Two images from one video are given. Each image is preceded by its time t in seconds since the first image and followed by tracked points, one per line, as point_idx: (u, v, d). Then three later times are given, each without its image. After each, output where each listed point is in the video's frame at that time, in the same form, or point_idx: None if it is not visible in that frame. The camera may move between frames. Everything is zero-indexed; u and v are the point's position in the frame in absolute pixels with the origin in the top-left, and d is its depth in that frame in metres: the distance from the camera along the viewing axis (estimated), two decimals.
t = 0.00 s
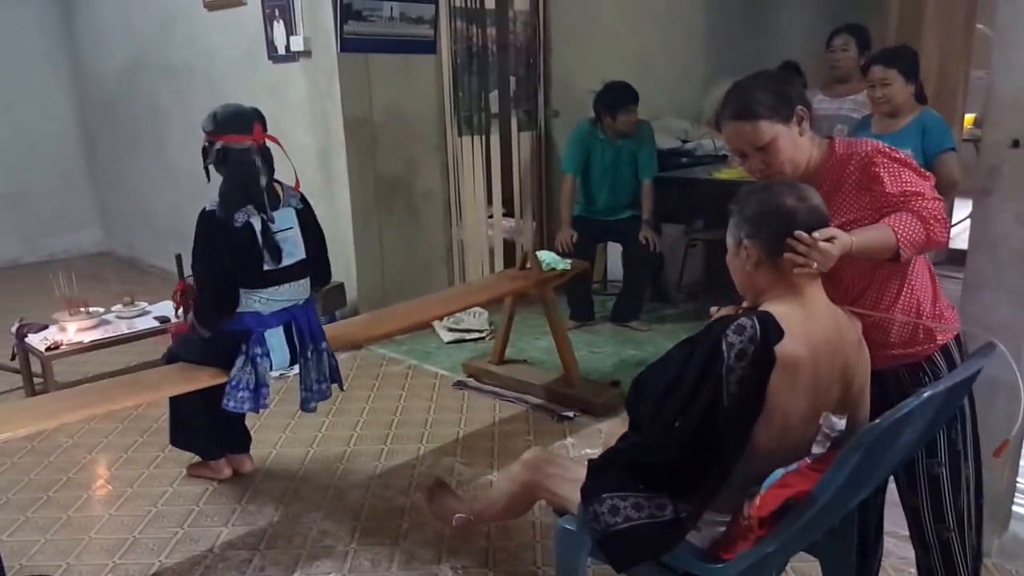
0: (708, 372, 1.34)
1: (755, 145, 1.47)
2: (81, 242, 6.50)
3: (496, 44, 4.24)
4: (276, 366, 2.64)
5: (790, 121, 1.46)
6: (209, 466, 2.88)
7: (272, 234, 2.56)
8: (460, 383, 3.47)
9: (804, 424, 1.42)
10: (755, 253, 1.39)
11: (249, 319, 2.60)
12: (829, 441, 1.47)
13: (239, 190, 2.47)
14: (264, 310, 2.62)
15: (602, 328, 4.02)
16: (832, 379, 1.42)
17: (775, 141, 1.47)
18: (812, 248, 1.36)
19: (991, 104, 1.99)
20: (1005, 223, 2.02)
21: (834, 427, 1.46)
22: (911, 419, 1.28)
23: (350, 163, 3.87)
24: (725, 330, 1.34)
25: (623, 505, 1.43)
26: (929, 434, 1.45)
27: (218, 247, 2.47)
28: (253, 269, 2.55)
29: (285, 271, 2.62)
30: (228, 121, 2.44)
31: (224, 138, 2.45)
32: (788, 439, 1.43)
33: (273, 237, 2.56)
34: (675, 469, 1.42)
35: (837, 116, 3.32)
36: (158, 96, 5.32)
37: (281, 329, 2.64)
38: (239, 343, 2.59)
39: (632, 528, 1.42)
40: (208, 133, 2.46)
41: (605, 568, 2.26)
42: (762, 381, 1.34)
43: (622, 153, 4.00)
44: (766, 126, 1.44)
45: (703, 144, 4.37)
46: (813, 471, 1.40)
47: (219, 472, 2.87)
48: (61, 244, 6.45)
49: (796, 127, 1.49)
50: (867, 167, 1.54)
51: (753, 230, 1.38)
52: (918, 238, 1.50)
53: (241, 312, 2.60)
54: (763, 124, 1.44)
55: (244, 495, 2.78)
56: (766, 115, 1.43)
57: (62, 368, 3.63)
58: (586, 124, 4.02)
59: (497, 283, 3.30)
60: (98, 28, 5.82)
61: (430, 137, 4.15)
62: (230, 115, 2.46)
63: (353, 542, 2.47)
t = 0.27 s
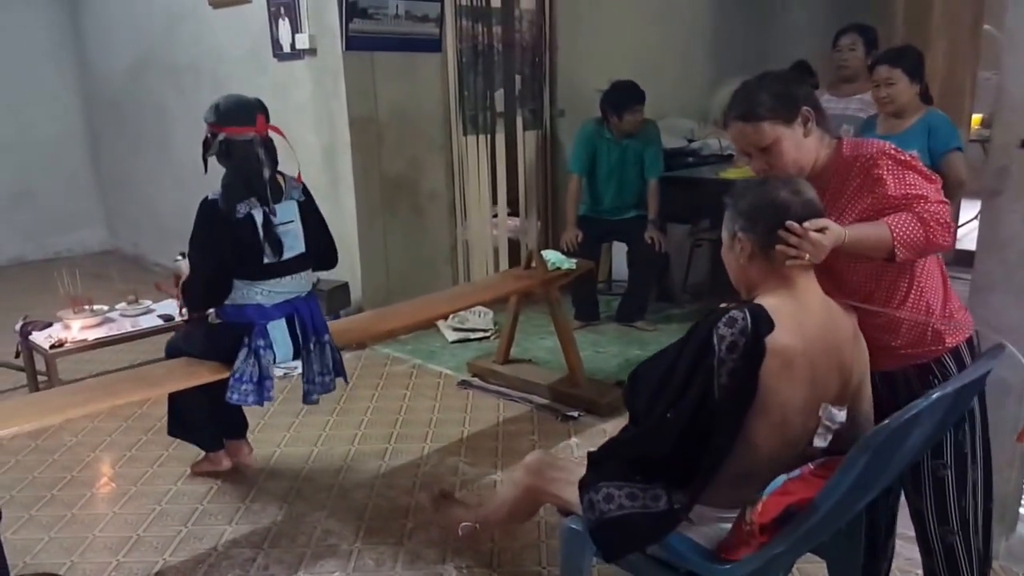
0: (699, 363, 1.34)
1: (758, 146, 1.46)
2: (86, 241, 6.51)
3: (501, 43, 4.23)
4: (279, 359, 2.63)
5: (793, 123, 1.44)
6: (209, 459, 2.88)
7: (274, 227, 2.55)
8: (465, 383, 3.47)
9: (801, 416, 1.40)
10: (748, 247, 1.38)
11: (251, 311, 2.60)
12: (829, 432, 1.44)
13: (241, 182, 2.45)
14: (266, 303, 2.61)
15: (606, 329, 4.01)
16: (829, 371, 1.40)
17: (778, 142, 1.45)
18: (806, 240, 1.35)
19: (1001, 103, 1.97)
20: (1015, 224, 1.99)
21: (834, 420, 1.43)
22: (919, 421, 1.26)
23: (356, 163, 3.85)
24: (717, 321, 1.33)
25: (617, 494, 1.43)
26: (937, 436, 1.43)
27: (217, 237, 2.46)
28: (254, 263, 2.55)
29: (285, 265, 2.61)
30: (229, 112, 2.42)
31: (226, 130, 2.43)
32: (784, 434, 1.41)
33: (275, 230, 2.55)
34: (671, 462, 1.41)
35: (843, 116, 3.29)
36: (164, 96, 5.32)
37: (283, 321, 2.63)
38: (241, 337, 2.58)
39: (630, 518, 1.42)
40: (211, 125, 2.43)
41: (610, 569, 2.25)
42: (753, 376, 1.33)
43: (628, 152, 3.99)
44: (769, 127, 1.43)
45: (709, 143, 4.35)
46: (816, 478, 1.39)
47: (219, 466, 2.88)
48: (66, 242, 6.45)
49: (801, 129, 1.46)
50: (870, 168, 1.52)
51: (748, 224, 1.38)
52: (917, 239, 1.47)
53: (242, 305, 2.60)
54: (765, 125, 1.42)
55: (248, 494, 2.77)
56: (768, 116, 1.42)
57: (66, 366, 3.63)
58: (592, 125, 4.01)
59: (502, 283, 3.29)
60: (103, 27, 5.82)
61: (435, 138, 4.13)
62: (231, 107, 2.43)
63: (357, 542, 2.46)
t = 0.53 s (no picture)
0: (691, 355, 1.35)
1: (758, 141, 1.45)
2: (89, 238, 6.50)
3: (505, 41, 4.22)
4: (284, 363, 2.63)
5: (794, 121, 1.43)
6: (215, 463, 2.87)
7: (280, 228, 2.54)
8: (468, 381, 3.46)
9: (798, 408, 1.39)
10: (744, 240, 1.39)
11: (257, 315, 2.59)
12: (832, 425, 1.50)
13: (243, 187, 2.43)
14: (272, 306, 2.61)
15: (610, 328, 4.00)
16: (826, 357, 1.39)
17: (778, 139, 1.44)
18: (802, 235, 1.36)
19: (1011, 101, 1.96)
20: None
21: (836, 413, 1.47)
22: (928, 419, 1.25)
23: (359, 162, 3.84)
24: (709, 314, 1.33)
25: (611, 482, 1.44)
26: (945, 436, 1.42)
27: (223, 244, 2.44)
28: (261, 265, 2.53)
29: (294, 266, 2.61)
30: (225, 118, 2.42)
31: (224, 135, 2.43)
32: (783, 429, 1.40)
33: (282, 231, 2.54)
34: (668, 453, 1.40)
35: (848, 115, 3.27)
36: (167, 94, 5.31)
37: (289, 325, 2.64)
38: (247, 339, 2.58)
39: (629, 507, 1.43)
40: (207, 133, 2.44)
41: (614, 569, 2.23)
42: (744, 371, 1.32)
43: (632, 151, 3.99)
44: (768, 124, 1.42)
45: (713, 142, 4.34)
46: (820, 480, 1.41)
47: (226, 470, 2.86)
48: (69, 239, 6.45)
49: (802, 127, 1.45)
50: (872, 170, 1.50)
51: (743, 218, 1.38)
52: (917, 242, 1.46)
53: (249, 307, 2.60)
54: (764, 120, 1.42)
55: (251, 492, 2.77)
56: (769, 113, 1.42)
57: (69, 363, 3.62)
58: (597, 122, 4.01)
59: (504, 282, 3.28)
60: (107, 25, 5.82)
61: (437, 137, 4.11)
62: (225, 114, 2.43)
63: (360, 540, 2.46)
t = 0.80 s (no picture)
0: (686, 348, 1.39)
1: (756, 134, 1.46)
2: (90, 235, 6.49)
3: (506, 39, 4.22)
4: (284, 356, 2.62)
5: (794, 113, 1.43)
6: (215, 458, 2.86)
7: (279, 221, 2.52)
8: (468, 379, 3.47)
9: (795, 399, 1.39)
10: (738, 236, 1.39)
11: (257, 307, 2.59)
12: (832, 420, 1.45)
13: (243, 177, 2.44)
14: (272, 298, 2.60)
15: (611, 326, 4.00)
16: (824, 352, 1.39)
17: (777, 131, 1.44)
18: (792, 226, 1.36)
19: (1015, 100, 1.96)
20: None
21: (835, 407, 1.44)
22: (934, 420, 1.25)
23: (359, 159, 3.85)
24: (704, 308, 1.36)
25: (609, 472, 1.49)
26: (950, 437, 1.42)
27: (223, 233, 2.45)
28: (260, 257, 2.52)
29: (292, 258, 2.60)
30: (225, 111, 2.42)
31: (224, 128, 2.43)
32: (781, 422, 1.40)
33: (281, 224, 2.53)
34: (665, 444, 1.45)
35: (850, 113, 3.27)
36: (169, 91, 5.31)
37: (290, 318, 2.63)
38: (248, 332, 2.57)
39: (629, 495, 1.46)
40: (207, 126, 2.43)
41: (616, 567, 2.23)
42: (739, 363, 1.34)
43: (633, 149, 3.98)
44: (768, 116, 1.43)
45: (714, 141, 4.33)
46: (823, 480, 1.40)
47: (226, 464, 2.86)
48: (69, 236, 6.45)
49: (802, 120, 1.45)
50: (872, 166, 1.49)
51: (738, 213, 1.38)
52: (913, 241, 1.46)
53: (248, 300, 2.59)
54: (763, 112, 1.43)
55: (252, 489, 2.77)
56: (770, 105, 1.42)
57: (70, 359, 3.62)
58: (598, 120, 4.01)
59: (505, 280, 3.28)
60: (107, 21, 5.80)
61: (439, 134, 4.11)
62: (225, 105, 2.43)
63: (362, 538, 2.46)
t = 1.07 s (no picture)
0: (675, 340, 1.43)
1: (760, 125, 1.46)
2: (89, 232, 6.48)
3: (506, 37, 4.22)
4: (286, 352, 2.62)
5: (799, 107, 1.44)
6: (214, 454, 2.86)
7: (280, 218, 2.53)
8: (468, 376, 3.47)
9: (791, 389, 1.41)
10: (729, 231, 1.41)
11: (259, 304, 2.59)
12: (831, 412, 1.46)
13: (242, 173, 2.44)
14: (274, 295, 2.60)
15: (610, 324, 4.01)
16: (818, 346, 1.41)
17: (781, 124, 1.45)
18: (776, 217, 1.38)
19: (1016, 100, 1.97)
20: None
21: (833, 398, 1.45)
22: (940, 420, 1.26)
23: (359, 157, 3.85)
24: (692, 301, 1.39)
25: (606, 465, 1.56)
26: (954, 436, 1.42)
27: (225, 229, 2.46)
28: (261, 254, 2.53)
29: (292, 255, 2.59)
30: (224, 110, 2.42)
31: (222, 126, 2.42)
32: (777, 412, 1.42)
33: (281, 220, 2.53)
34: (659, 436, 1.49)
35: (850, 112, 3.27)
36: (168, 88, 5.30)
37: (291, 314, 2.63)
38: (250, 328, 2.58)
39: (622, 486, 1.53)
40: (205, 124, 2.43)
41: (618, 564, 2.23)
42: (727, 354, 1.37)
43: (632, 147, 3.99)
44: (772, 108, 1.43)
45: (714, 140, 4.33)
46: (826, 479, 1.42)
47: (225, 461, 2.86)
48: (68, 233, 6.42)
49: (806, 114, 1.45)
50: (871, 166, 1.50)
51: (728, 209, 1.41)
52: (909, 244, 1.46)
53: (250, 296, 2.59)
54: (768, 104, 1.43)
55: (252, 485, 2.77)
56: (774, 96, 1.42)
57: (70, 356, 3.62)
58: (597, 118, 4.01)
59: (505, 278, 3.28)
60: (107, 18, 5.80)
61: (438, 132, 4.11)
62: (224, 104, 2.42)
63: (363, 535, 2.46)
